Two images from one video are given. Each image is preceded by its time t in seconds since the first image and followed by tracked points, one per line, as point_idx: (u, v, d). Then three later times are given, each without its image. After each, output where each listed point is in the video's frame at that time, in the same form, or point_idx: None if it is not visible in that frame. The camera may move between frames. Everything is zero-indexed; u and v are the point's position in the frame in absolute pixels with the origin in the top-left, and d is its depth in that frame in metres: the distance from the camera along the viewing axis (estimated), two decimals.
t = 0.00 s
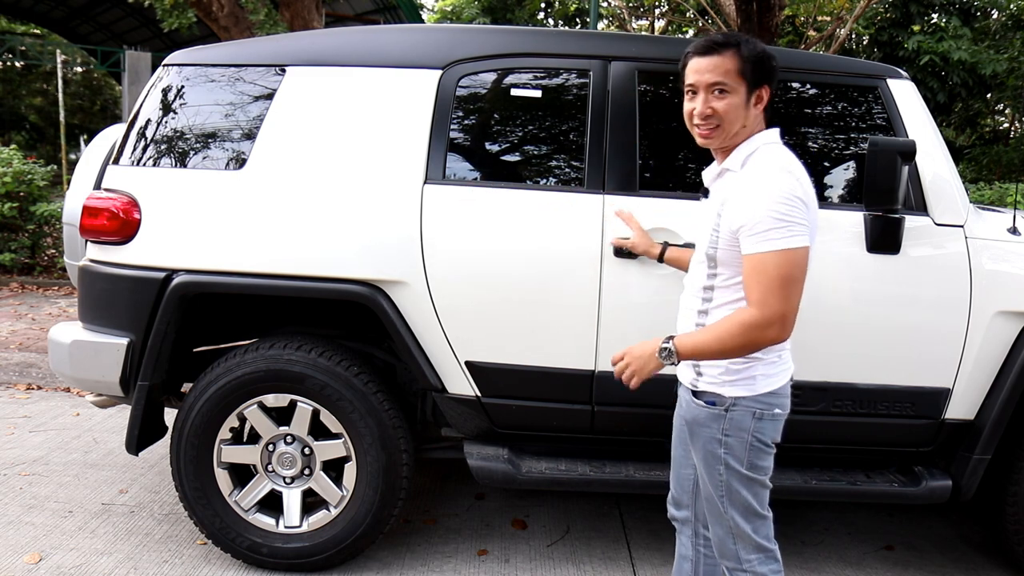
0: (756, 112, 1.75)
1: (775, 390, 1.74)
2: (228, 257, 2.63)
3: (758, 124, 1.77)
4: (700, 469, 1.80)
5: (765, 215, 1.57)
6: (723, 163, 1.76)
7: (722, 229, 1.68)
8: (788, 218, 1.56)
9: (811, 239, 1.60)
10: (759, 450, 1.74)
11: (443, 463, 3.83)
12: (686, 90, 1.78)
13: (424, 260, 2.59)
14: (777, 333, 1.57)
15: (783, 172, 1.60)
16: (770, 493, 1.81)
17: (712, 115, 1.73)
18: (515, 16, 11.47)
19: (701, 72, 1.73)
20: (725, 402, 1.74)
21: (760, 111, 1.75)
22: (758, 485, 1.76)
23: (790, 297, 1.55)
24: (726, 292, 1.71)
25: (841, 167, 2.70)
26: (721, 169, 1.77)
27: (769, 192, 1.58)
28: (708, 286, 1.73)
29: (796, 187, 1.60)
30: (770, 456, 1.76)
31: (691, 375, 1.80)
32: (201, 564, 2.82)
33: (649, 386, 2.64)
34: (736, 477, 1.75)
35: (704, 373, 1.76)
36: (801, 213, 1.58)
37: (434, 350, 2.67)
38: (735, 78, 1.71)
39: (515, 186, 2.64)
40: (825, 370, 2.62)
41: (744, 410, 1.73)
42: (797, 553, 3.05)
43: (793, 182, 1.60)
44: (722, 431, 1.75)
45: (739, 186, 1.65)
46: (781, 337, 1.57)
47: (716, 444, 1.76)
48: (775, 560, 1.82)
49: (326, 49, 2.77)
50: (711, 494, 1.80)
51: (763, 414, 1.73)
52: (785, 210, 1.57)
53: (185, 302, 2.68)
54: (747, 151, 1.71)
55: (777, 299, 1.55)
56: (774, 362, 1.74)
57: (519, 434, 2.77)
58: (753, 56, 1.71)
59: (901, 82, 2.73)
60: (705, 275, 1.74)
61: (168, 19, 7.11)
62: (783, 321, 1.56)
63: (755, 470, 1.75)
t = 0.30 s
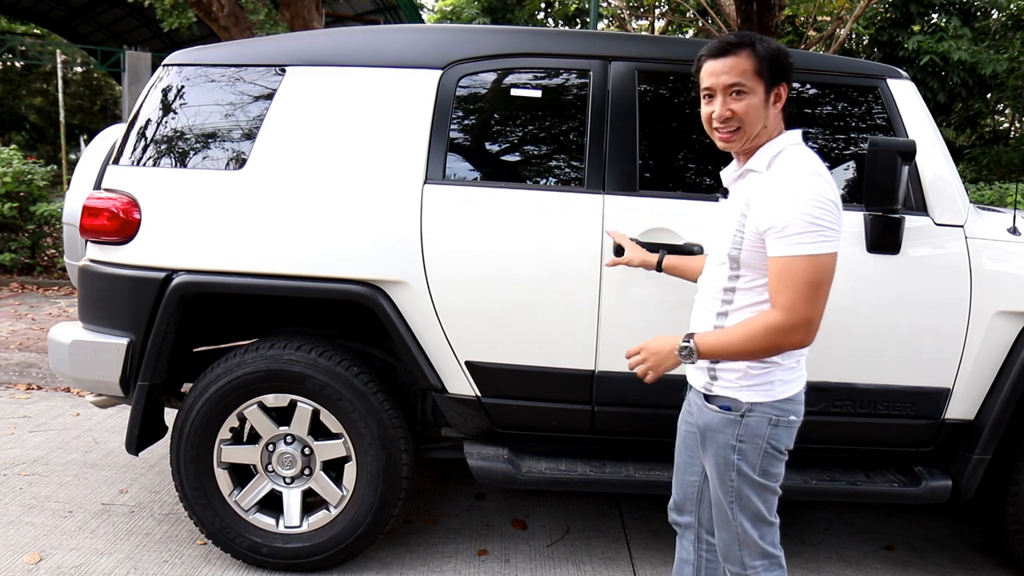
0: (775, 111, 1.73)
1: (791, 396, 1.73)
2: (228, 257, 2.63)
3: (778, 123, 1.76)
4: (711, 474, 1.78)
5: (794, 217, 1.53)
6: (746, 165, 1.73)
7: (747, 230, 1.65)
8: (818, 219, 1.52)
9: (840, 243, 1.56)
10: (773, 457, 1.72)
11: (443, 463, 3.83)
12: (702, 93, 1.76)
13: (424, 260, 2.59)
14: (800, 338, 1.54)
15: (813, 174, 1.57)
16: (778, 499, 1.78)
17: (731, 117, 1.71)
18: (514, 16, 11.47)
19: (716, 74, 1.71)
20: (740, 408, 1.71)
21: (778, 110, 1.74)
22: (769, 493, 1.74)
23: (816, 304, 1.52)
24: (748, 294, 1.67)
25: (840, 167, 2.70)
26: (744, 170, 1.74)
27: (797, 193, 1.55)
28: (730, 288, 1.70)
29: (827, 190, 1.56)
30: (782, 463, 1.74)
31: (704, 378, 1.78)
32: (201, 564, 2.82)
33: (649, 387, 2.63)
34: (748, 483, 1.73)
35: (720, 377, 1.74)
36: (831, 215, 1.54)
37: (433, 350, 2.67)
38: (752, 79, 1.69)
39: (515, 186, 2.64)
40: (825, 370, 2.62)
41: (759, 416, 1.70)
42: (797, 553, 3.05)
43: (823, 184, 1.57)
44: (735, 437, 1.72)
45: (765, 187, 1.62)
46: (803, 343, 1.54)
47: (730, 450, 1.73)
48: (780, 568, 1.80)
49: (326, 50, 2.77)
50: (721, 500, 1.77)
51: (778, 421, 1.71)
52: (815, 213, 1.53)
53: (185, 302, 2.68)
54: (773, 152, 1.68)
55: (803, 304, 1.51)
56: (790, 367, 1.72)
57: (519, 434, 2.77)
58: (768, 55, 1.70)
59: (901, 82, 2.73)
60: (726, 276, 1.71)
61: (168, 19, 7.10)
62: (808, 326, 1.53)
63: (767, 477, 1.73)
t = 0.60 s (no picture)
0: (736, 126, 1.69)
1: (801, 401, 1.72)
2: (228, 257, 2.63)
3: (750, 135, 1.69)
4: (716, 476, 1.77)
5: (802, 221, 1.51)
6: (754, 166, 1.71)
7: (755, 230, 1.64)
8: (826, 221, 1.51)
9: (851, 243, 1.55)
10: (779, 460, 1.73)
11: (443, 463, 3.83)
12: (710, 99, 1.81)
13: (424, 260, 2.59)
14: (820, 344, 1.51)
15: (819, 175, 1.55)
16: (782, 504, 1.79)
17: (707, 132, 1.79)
18: (514, 16, 11.48)
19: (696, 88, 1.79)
20: (749, 410, 1.69)
21: (738, 125, 1.69)
22: (774, 496, 1.74)
23: (833, 307, 1.50)
24: (756, 295, 1.66)
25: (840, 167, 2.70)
26: (751, 170, 1.72)
27: (805, 195, 1.54)
28: (738, 288, 1.69)
29: (835, 190, 1.55)
30: (789, 468, 1.75)
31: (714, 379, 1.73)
32: (201, 564, 2.82)
33: (649, 387, 2.63)
34: (754, 486, 1.73)
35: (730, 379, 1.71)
36: (840, 217, 1.53)
37: (434, 351, 2.67)
38: (704, 98, 1.72)
39: (515, 186, 2.64)
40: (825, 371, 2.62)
41: (769, 419, 1.70)
42: (797, 552, 3.05)
43: (831, 185, 1.55)
44: (744, 440, 1.71)
45: (773, 187, 1.61)
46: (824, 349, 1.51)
47: (737, 453, 1.73)
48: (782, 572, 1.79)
49: (326, 50, 2.77)
50: (725, 502, 1.77)
51: (787, 426, 1.71)
52: (823, 215, 1.52)
53: (185, 302, 2.68)
54: (782, 152, 1.65)
55: (821, 308, 1.49)
56: (802, 374, 1.72)
57: (519, 434, 2.77)
58: (716, 71, 1.66)
59: (901, 82, 2.73)
60: (735, 276, 1.70)
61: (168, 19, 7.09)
62: (828, 329, 1.50)
63: (773, 480, 1.74)
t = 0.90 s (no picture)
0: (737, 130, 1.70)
1: (815, 404, 1.66)
2: (228, 257, 2.63)
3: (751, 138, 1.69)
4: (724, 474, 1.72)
5: (785, 223, 1.50)
6: (754, 167, 1.70)
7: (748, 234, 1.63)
8: (807, 223, 1.48)
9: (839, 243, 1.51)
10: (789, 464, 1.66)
11: (443, 463, 3.83)
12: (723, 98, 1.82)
13: (425, 260, 2.59)
14: (813, 346, 1.48)
15: (803, 175, 1.53)
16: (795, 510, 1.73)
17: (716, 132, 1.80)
18: (514, 16, 11.48)
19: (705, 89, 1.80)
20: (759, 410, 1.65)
21: (738, 128, 1.69)
22: (782, 500, 1.68)
23: (819, 306, 1.46)
24: (759, 298, 1.64)
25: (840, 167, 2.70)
26: (752, 171, 1.72)
27: (789, 196, 1.52)
28: (742, 291, 1.68)
29: (820, 190, 1.52)
30: (802, 473, 1.68)
31: (730, 378, 1.73)
32: (201, 564, 2.82)
33: (649, 387, 2.63)
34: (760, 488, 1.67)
35: (743, 379, 1.69)
36: (824, 217, 1.50)
37: (434, 350, 2.67)
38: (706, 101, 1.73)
39: (515, 186, 2.64)
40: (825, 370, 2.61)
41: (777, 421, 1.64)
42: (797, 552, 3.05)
43: (817, 184, 1.52)
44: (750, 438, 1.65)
45: (764, 190, 1.59)
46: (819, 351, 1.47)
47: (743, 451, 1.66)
48: None
49: (326, 50, 2.76)
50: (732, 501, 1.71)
51: (796, 428, 1.65)
52: (805, 217, 1.49)
53: (186, 302, 2.68)
54: (774, 154, 1.64)
55: (804, 310, 1.46)
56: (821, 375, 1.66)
57: (519, 434, 2.77)
58: (712, 77, 1.67)
59: (900, 82, 2.73)
60: (738, 280, 1.69)
61: (168, 20, 7.08)
62: (818, 330, 1.47)
63: (782, 484, 1.67)
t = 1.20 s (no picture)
0: (748, 128, 1.68)
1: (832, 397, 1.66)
2: (228, 257, 2.63)
3: (762, 136, 1.68)
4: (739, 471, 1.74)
5: (805, 219, 1.51)
6: (764, 168, 1.70)
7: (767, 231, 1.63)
8: (829, 216, 1.49)
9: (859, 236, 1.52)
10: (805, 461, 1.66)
11: (444, 463, 3.83)
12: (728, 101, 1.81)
13: (425, 260, 2.59)
14: (840, 338, 1.49)
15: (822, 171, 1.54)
16: (809, 509, 1.74)
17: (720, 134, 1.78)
18: (514, 16, 11.49)
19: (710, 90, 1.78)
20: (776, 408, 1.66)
21: (751, 126, 1.67)
22: (796, 498, 1.69)
23: (844, 299, 1.48)
24: (777, 296, 1.64)
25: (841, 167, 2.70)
26: (762, 172, 1.71)
27: (809, 191, 1.52)
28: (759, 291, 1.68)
29: (840, 185, 1.53)
30: (819, 471, 1.68)
31: (747, 377, 1.73)
32: (201, 564, 2.82)
33: (649, 387, 2.63)
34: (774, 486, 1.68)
35: (760, 376, 1.69)
36: (844, 210, 1.51)
37: (434, 351, 2.67)
38: (715, 99, 1.71)
39: (515, 186, 2.64)
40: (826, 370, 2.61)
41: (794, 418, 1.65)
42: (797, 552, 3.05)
43: (836, 179, 1.53)
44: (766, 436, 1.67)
45: (781, 187, 1.60)
46: (845, 344, 1.49)
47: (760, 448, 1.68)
48: None
49: (326, 50, 2.77)
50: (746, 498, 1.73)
51: (813, 424, 1.66)
52: (826, 211, 1.50)
53: (185, 302, 2.68)
54: (787, 152, 1.64)
55: (831, 303, 1.48)
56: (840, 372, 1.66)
57: (519, 434, 2.77)
58: (721, 76, 1.67)
59: (901, 82, 2.73)
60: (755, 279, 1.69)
61: (168, 20, 7.07)
62: (844, 323, 1.48)
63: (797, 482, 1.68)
